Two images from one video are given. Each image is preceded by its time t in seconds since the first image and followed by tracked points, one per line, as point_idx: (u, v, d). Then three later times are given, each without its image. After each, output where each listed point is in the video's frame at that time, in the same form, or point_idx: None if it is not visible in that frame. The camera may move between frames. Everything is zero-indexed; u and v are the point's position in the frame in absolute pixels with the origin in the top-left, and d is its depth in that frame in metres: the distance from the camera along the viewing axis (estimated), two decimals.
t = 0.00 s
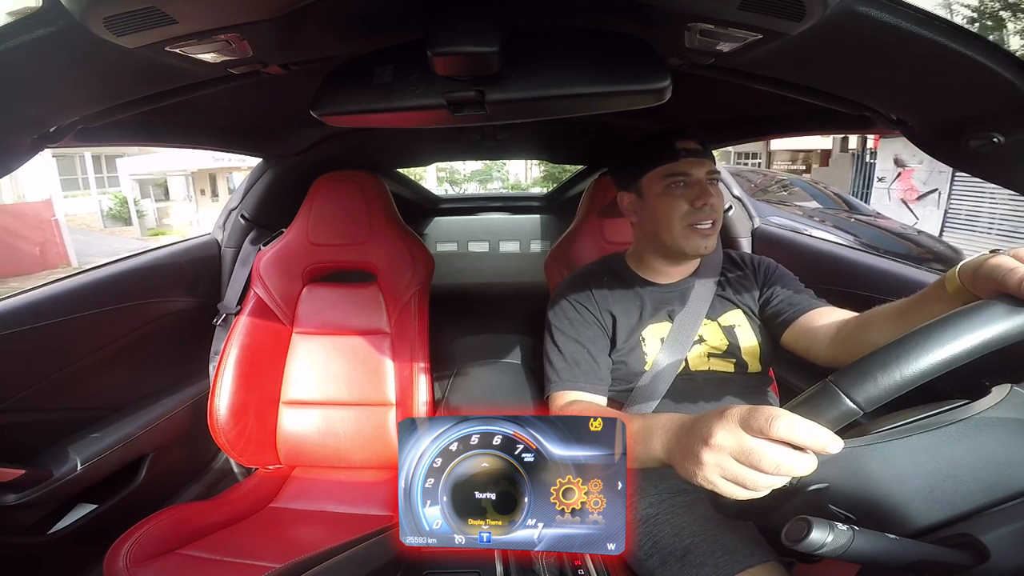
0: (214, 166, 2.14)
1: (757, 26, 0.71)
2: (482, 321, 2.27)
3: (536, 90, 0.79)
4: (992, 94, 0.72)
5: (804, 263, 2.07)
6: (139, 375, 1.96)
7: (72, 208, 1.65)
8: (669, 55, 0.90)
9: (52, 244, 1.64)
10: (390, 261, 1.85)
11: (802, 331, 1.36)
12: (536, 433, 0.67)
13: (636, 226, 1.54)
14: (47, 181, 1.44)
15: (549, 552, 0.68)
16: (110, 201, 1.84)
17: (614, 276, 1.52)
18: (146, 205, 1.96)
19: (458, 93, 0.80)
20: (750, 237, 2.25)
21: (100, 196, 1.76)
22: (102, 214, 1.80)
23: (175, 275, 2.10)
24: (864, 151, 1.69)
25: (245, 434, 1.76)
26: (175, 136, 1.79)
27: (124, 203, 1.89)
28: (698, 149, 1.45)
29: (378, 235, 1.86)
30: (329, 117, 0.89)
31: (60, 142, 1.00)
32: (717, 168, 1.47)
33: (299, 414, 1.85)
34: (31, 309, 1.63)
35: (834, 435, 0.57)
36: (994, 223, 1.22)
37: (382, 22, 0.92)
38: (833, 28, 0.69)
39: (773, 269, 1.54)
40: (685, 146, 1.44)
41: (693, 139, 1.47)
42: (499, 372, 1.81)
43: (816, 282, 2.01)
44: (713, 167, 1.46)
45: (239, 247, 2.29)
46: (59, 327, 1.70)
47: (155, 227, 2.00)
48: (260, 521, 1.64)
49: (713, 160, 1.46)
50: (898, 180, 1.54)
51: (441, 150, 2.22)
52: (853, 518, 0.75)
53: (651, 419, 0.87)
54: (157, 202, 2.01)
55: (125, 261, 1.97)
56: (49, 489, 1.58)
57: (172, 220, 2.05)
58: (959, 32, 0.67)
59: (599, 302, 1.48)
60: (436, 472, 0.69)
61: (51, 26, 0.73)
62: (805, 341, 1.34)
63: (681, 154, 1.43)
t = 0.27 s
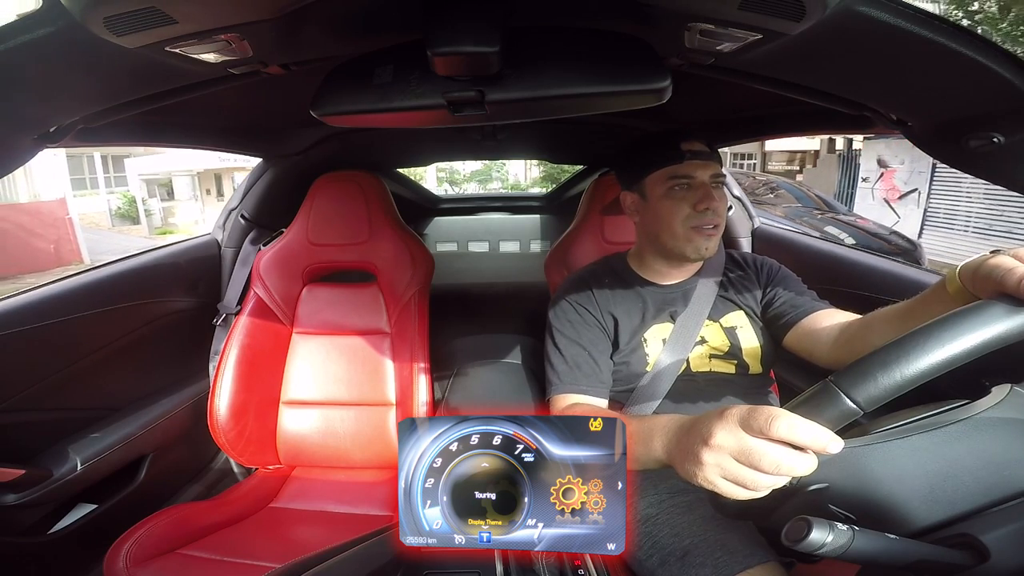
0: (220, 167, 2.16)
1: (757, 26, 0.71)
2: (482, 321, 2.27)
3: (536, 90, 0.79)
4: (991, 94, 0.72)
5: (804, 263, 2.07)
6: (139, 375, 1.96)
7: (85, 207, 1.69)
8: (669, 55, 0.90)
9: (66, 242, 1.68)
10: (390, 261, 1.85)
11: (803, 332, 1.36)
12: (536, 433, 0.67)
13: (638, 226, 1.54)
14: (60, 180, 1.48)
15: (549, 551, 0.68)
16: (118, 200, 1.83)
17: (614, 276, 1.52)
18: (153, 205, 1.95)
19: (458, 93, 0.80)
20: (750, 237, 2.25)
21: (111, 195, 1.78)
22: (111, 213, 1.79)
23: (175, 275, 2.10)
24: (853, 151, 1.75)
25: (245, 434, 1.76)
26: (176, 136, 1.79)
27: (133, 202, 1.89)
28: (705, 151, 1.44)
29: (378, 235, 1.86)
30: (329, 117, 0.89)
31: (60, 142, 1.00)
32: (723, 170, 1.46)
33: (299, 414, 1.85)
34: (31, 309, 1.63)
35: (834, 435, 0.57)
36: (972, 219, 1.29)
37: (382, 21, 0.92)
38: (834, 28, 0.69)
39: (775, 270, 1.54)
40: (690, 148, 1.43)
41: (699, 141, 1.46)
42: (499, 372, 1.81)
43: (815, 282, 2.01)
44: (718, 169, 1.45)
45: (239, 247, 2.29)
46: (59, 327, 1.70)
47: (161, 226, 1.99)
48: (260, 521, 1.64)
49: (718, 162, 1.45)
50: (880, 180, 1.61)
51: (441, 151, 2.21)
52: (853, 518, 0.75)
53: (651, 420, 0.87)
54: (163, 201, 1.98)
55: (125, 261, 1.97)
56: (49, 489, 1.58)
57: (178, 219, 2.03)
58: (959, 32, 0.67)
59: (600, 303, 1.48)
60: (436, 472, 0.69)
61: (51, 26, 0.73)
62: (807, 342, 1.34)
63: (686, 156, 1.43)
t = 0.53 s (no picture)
0: (223, 167, 2.17)
1: (757, 26, 0.71)
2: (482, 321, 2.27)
3: (536, 90, 0.79)
4: (991, 94, 0.72)
5: (804, 263, 2.07)
6: (139, 375, 1.95)
7: (91, 207, 1.72)
8: (668, 55, 0.90)
9: (75, 241, 1.71)
10: (390, 261, 1.85)
11: (802, 331, 1.36)
12: (535, 433, 0.67)
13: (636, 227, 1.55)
14: (70, 180, 1.50)
15: (549, 551, 0.68)
16: (123, 200, 1.84)
17: (614, 276, 1.52)
18: (158, 205, 1.94)
19: (458, 93, 0.80)
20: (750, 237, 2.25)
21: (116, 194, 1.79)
22: (117, 212, 1.81)
23: (175, 275, 2.10)
24: (842, 151, 1.77)
25: (245, 434, 1.76)
26: (176, 136, 1.78)
27: (139, 202, 1.89)
28: (703, 152, 1.44)
29: (378, 235, 1.86)
30: (329, 117, 0.89)
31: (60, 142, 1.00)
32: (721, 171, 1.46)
33: (299, 414, 1.85)
34: (32, 309, 1.63)
35: (834, 435, 0.57)
36: (958, 217, 1.31)
37: (382, 21, 0.92)
38: (834, 28, 0.69)
39: (774, 270, 1.54)
40: (688, 148, 1.43)
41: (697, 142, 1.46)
42: (499, 372, 1.81)
43: (815, 282, 2.01)
44: (716, 171, 1.45)
45: (239, 247, 2.29)
46: (59, 327, 1.70)
47: (166, 224, 1.98)
48: (260, 521, 1.64)
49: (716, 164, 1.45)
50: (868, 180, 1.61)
51: (441, 151, 2.21)
52: (853, 518, 0.75)
53: (652, 420, 0.87)
54: (166, 201, 1.98)
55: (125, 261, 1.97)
56: (49, 489, 1.58)
57: (181, 218, 2.03)
58: (958, 32, 0.67)
59: (600, 303, 1.48)
60: (436, 472, 0.68)
61: (51, 26, 0.72)
62: (807, 340, 1.34)
63: (683, 157, 1.43)
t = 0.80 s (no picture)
0: (225, 167, 2.18)
1: (757, 26, 0.71)
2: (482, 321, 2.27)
3: (536, 90, 0.79)
4: (991, 94, 0.72)
5: (804, 263, 2.07)
6: (139, 375, 1.95)
7: (96, 206, 1.73)
8: (668, 55, 0.90)
9: (79, 241, 1.72)
10: (390, 261, 1.85)
11: (801, 330, 1.36)
12: (535, 433, 0.67)
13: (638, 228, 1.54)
14: (72, 180, 1.50)
15: (549, 551, 0.68)
16: (126, 199, 1.85)
17: (614, 276, 1.52)
18: (160, 204, 1.95)
19: (457, 93, 0.80)
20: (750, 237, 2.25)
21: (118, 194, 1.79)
22: (118, 212, 1.81)
23: (175, 275, 2.10)
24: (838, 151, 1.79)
25: (245, 434, 1.76)
26: (177, 136, 1.78)
27: (141, 202, 1.90)
28: (707, 155, 1.43)
29: (378, 235, 1.86)
30: (329, 117, 0.89)
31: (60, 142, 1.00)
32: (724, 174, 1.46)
33: (299, 414, 1.85)
34: (33, 308, 1.64)
35: (832, 435, 0.57)
36: (951, 217, 1.32)
37: (381, 21, 0.92)
38: (834, 28, 0.69)
39: (773, 269, 1.54)
40: (692, 151, 1.42)
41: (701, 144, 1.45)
42: (499, 372, 1.81)
43: (814, 282, 2.01)
44: (720, 174, 1.44)
45: (239, 246, 2.29)
46: (59, 327, 1.70)
47: (168, 224, 2.00)
48: (260, 521, 1.64)
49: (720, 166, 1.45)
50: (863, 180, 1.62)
51: (441, 151, 2.21)
52: (852, 519, 0.75)
53: (652, 420, 0.87)
54: (168, 201, 1.98)
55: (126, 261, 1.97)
56: (49, 489, 1.58)
57: (183, 218, 2.05)
58: (958, 32, 0.67)
59: (600, 303, 1.48)
60: (436, 472, 0.68)
61: (50, 26, 0.72)
62: (806, 339, 1.34)
63: (687, 160, 1.42)
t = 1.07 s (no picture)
0: (225, 167, 2.18)
1: (757, 26, 0.71)
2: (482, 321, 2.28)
3: (536, 90, 0.79)
4: (990, 94, 0.72)
5: (803, 263, 2.08)
6: (138, 375, 1.95)
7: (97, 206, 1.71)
8: (668, 55, 0.90)
9: (81, 241, 1.71)
10: (390, 261, 1.85)
11: (799, 326, 1.36)
12: (535, 433, 0.67)
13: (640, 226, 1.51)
14: (73, 180, 1.50)
15: (549, 551, 0.68)
16: (127, 199, 1.83)
17: (614, 276, 1.52)
18: (161, 204, 1.94)
19: (457, 93, 0.80)
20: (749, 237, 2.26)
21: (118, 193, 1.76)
22: (120, 211, 1.79)
23: (175, 275, 2.10)
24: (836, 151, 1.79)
25: (245, 434, 1.76)
26: (177, 136, 1.79)
27: (141, 201, 1.88)
28: (716, 160, 1.40)
29: (378, 235, 1.87)
30: (329, 117, 0.89)
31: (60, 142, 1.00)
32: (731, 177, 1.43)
33: (299, 414, 1.85)
34: (33, 309, 1.64)
35: (832, 436, 0.57)
36: (949, 217, 1.32)
37: (381, 21, 0.92)
38: (833, 28, 0.69)
39: (771, 268, 1.54)
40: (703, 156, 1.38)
41: (711, 147, 1.41)
42: (498, 372, 1.81)
43: (814, 282, 2.01)
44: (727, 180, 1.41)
45: (239, 246, 2.29)
46: (58, 327, 1.70)
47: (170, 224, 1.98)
48: (260, 521, 1.64)
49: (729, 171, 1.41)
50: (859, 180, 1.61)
51: (441, 151, 2.22)
52: (852, 518, 0.75)
53: (651, 418, 0.87)
54: (169, 201, 1.98)
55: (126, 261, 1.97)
56: (49, 489, 1.58)
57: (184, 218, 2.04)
58: (957, 32, 0.67)
59: (600, 301, 1.48)
60: (436, 472, 0.68)
61: (50, 27, 0.72)
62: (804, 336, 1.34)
63: (698, 166, 1.38)
